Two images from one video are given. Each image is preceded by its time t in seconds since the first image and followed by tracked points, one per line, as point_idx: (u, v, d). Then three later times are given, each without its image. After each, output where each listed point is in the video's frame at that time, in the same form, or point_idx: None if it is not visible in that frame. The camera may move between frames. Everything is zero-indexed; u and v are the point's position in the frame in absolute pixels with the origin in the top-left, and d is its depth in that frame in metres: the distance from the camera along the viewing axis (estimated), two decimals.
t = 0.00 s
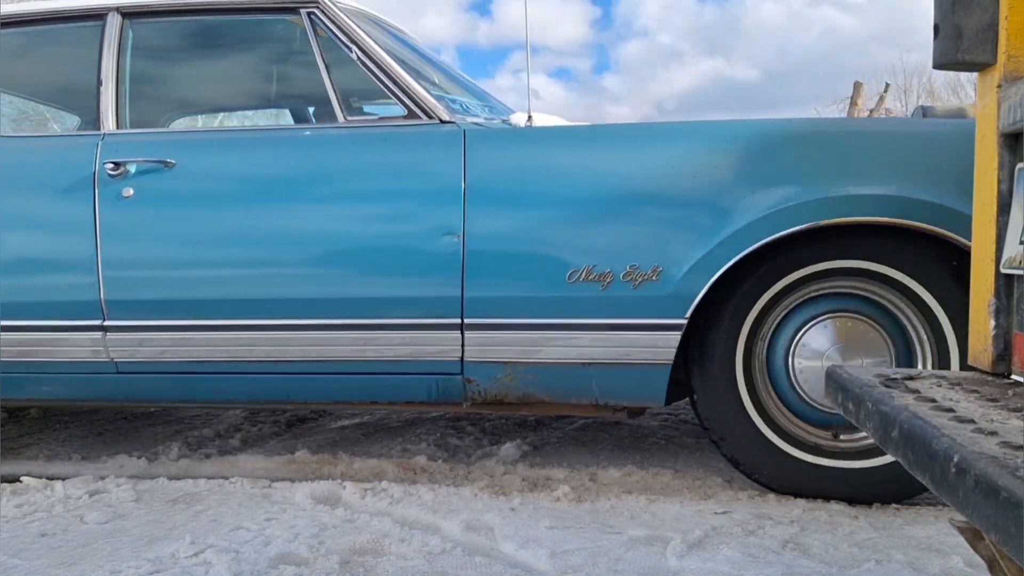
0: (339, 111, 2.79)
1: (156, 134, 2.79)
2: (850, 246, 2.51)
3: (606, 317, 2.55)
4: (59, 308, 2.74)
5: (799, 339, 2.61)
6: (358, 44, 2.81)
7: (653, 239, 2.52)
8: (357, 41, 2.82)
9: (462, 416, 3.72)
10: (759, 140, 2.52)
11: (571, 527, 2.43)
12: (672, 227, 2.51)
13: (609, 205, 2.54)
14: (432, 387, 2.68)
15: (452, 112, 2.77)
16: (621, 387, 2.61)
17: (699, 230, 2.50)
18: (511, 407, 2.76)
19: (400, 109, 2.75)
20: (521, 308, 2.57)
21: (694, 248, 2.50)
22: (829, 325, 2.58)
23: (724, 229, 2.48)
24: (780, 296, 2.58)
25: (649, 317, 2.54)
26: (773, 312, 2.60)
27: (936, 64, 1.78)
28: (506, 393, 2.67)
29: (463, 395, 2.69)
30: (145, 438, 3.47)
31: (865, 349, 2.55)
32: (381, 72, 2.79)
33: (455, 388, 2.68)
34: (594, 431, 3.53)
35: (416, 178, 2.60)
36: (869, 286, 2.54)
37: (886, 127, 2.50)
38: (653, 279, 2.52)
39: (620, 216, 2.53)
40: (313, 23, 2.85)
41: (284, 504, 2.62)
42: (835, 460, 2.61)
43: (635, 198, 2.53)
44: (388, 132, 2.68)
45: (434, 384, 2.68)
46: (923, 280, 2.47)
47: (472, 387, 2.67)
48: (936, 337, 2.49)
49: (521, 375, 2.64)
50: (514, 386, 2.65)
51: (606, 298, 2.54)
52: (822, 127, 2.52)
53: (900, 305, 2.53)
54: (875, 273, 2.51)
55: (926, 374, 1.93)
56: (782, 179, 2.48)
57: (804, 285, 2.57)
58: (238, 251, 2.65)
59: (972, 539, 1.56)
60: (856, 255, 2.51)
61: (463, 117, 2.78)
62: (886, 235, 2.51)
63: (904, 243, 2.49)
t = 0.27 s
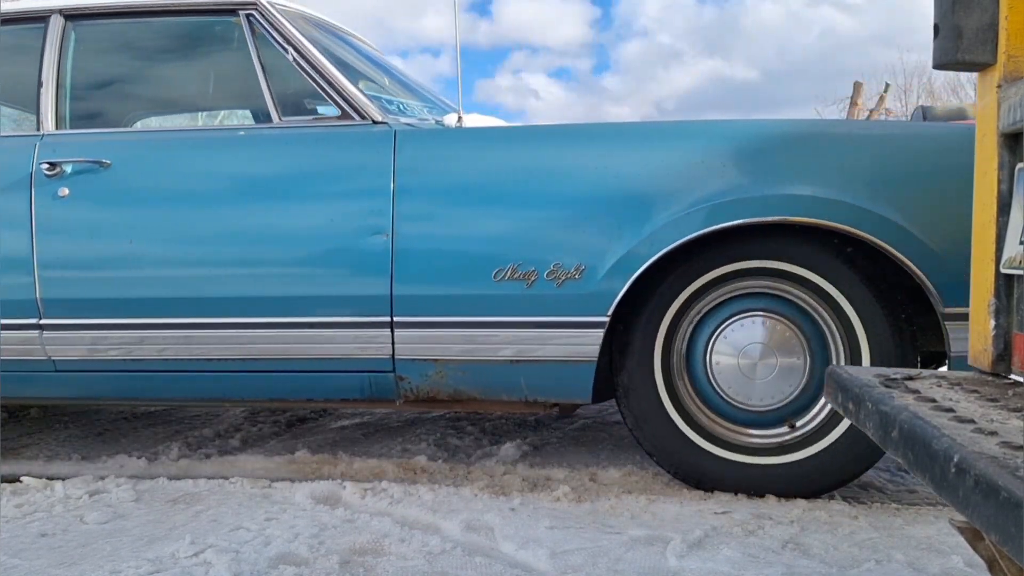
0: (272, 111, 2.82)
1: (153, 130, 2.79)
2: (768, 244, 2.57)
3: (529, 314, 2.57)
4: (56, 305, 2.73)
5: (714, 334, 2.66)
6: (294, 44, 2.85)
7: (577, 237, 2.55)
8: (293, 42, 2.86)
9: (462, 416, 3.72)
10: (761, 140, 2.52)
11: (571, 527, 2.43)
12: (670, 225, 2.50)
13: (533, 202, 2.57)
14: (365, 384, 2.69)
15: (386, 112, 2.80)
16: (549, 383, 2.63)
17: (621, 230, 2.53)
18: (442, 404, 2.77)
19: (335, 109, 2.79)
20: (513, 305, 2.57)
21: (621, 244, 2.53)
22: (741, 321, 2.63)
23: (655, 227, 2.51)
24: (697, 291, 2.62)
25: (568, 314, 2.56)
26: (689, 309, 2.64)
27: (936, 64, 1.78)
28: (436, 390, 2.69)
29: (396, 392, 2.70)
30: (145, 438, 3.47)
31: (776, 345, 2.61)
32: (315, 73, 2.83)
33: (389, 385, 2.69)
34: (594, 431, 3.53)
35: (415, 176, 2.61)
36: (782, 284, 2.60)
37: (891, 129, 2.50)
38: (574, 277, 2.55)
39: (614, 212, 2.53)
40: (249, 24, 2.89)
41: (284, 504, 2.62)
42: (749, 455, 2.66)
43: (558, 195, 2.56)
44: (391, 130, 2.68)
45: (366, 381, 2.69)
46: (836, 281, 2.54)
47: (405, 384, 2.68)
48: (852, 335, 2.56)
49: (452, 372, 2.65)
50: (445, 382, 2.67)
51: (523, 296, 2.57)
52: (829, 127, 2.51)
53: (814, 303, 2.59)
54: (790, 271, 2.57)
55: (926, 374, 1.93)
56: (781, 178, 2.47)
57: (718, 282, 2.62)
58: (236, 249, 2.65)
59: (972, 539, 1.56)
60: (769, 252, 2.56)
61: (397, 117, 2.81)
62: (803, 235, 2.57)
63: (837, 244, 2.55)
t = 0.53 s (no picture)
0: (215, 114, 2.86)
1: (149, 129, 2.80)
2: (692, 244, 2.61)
3: (461, 313, 2.61)
4: (55, 304, 2.74)
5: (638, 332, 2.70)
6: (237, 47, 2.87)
7: (507, 237, 2.59)
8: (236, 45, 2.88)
9: (462, 416, 3.73)
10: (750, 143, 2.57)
11: (571, 527, 2.43)
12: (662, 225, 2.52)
13: (465, 203, 2.61)
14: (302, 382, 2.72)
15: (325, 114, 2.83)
16: (486, 382, 2.66)
17: (554, 231, 2.57)
18: (381, 402, 2.80)
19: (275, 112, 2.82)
20: (497, 304, 2.60)
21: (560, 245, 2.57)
22: (664, 319, 2.67)
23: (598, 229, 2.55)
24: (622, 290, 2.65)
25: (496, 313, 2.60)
26: (616, 306, 2.68)
27: (936, 64, 1.78)
28: (373, 389, 2.71)
29: (333, 391, 2.73)
30: (145, 438, 3.46)
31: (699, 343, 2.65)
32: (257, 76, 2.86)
33: (325, 383, 2.71)
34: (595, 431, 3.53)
35: (414, 177, 2.64)
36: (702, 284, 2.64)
37: (885, 138, 2.55)
38: (506, 277, 2.59)
39: (598, 213, 2.56)
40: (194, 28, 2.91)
41: (284, 504, 2.62)
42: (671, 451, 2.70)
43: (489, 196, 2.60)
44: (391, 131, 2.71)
45: (304, 379, 2.71)
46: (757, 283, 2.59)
47: (341, 382, 2.70)
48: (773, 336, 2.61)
49: (387, 369, 2.68)
50: (381, 380, 2.69)
51: (455, 296, 2.60)
52: (824, 135, 2.57)
53: (735, 303, 2.64)
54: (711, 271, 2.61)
55: (926, 374, 1.93)
56: (764, 182, 2.53)
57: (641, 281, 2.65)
58: (233, 247, 2.65)
59: (972, 539, 1.56)
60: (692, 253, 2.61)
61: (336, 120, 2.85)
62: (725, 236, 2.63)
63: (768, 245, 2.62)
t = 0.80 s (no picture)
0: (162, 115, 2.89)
1: (145, 129, 2.80)
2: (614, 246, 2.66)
3: (399, 312, 2.64)
4: (53, 304, 2.74)
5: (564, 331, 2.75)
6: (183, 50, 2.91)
7: (439, 237, 2.62)
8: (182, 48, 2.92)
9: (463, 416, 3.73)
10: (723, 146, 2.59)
11: (571, 527, 2.43)
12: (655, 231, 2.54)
13: (398, 203, 2.64)
14: (244, 382, 2.75)
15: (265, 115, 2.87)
16: (425, 380, 2.70)
17: (489, 231, 2.60)
18: (323, 401, 2.85)
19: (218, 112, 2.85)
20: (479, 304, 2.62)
21: (504, 244, 2.59)
22: (590, 319, 2.72)
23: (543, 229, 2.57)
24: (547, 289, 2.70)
25: (433, 312, 2.63)
26: (547, 306, 2.72)
27: (936, 64, 1.78)
28: (315, 387, 2.74)
29: (275, 390, 2.76)
30: (145, 438, 3.46)
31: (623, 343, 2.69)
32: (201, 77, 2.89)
33: (266, 383, 2.75)
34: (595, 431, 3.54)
35: (413, 180, 2.65)
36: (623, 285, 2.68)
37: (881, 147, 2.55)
38: (439, 278, 2.62)
39: (576, 214, 2.57)
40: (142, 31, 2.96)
41: (284, 504, 2.62)
42: (600, 450, 2.73)
43: (420, 196, 2.64)
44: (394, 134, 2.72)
45: (246, 379, 2.75)
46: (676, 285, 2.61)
47: (283, 382, 2.74)
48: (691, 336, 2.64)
49: (327, 369, 2.71)
50: (321, 380, 2.72)
51: (392, 295, 2.63)
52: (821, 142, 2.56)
53: (656, 303, 2.67)
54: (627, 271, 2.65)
55: (925, 374, 1.93)
56: (731, 186, 2.54)
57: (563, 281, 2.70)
58: (230, 246, 2.65)
59: (972, 539, 1.56)
60: (612, 254, 2.65)
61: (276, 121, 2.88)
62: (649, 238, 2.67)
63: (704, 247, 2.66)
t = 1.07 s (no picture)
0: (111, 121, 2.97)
1: (115, 134, 2.89)
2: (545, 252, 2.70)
3: (350, 317, 2.70)
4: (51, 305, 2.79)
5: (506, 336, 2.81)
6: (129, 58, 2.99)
7: (385, 241, 2.69)
8: (129, 56, 3.00)
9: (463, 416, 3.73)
10: (668, 152, 2.64)
11: (572, 527, 2.43)
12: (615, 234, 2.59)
13: (343, 210, 2.71)
14: (195, 386, 2.83)
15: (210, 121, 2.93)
16: (368, 385, 2.77)
17: (435, 236, 2.67)
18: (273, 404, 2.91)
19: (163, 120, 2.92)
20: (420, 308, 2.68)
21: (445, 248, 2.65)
22: (528, 324, 2.78)
23: (483, 235, 2.63)
24: (485, 294, 2.76)
25: (373, 317, 2.70)
26: (492, 307, 2.78)
27: (936, 63, 1.80)
28: (261, 391, 2.83)
29: (224, 394, 2.84)
30: (145, 438, 3.47)
31: (558, 347, 2.74)
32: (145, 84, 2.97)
33: (216, 387, 2.83)
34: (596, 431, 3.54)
35: (387, 184, 2.71)
36: (557, 290, 2.73)
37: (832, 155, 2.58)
38: (381, 285, 2.69)
39: (524, 219, 2.62)
40: (91, 39, 3.04)
41: (284, 504, 2.62)
42: (537, 450, 2.78)
43: (363, 204, 2.71)
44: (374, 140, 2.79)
45: (197, 383, 2.82)
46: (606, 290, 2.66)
47: (231, 387, 2.82)
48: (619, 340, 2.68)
49: (274, 375, 2.79)
50: (268, 385, 2.81)
51: (334, 302, 2.70)
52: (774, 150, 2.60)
53: (589, 306, 2.72)
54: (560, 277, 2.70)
55: (925, 375, 1.94)
56: (675, 192, 2.59)
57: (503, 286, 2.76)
58: (212, 247, 2.73)
59: (972, 539, 1.56)
60: (546, 259, 2.70)
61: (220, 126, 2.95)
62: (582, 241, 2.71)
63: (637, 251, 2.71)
